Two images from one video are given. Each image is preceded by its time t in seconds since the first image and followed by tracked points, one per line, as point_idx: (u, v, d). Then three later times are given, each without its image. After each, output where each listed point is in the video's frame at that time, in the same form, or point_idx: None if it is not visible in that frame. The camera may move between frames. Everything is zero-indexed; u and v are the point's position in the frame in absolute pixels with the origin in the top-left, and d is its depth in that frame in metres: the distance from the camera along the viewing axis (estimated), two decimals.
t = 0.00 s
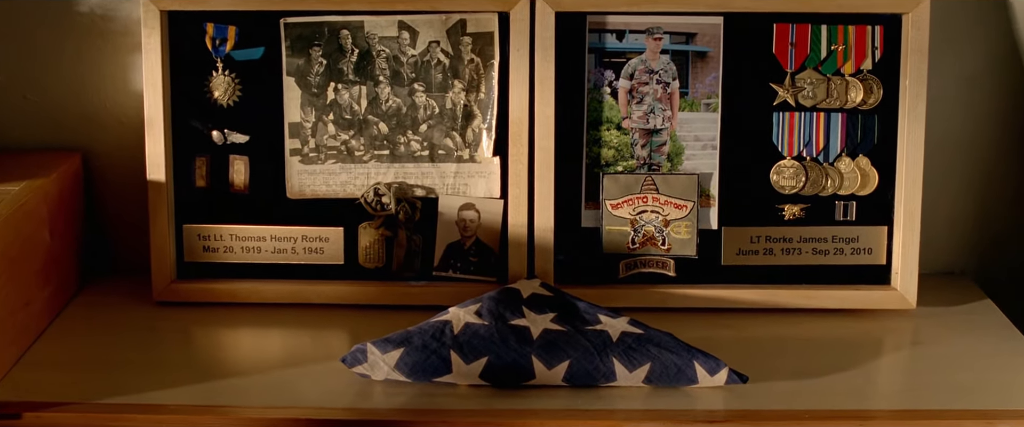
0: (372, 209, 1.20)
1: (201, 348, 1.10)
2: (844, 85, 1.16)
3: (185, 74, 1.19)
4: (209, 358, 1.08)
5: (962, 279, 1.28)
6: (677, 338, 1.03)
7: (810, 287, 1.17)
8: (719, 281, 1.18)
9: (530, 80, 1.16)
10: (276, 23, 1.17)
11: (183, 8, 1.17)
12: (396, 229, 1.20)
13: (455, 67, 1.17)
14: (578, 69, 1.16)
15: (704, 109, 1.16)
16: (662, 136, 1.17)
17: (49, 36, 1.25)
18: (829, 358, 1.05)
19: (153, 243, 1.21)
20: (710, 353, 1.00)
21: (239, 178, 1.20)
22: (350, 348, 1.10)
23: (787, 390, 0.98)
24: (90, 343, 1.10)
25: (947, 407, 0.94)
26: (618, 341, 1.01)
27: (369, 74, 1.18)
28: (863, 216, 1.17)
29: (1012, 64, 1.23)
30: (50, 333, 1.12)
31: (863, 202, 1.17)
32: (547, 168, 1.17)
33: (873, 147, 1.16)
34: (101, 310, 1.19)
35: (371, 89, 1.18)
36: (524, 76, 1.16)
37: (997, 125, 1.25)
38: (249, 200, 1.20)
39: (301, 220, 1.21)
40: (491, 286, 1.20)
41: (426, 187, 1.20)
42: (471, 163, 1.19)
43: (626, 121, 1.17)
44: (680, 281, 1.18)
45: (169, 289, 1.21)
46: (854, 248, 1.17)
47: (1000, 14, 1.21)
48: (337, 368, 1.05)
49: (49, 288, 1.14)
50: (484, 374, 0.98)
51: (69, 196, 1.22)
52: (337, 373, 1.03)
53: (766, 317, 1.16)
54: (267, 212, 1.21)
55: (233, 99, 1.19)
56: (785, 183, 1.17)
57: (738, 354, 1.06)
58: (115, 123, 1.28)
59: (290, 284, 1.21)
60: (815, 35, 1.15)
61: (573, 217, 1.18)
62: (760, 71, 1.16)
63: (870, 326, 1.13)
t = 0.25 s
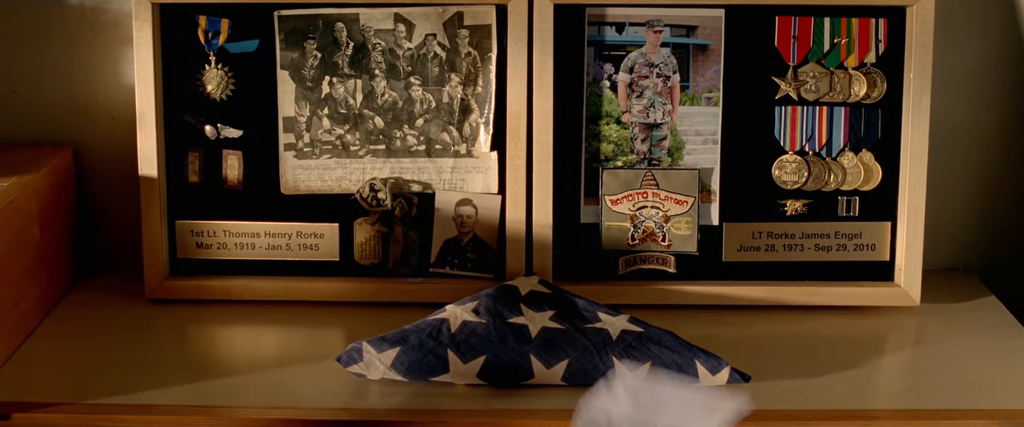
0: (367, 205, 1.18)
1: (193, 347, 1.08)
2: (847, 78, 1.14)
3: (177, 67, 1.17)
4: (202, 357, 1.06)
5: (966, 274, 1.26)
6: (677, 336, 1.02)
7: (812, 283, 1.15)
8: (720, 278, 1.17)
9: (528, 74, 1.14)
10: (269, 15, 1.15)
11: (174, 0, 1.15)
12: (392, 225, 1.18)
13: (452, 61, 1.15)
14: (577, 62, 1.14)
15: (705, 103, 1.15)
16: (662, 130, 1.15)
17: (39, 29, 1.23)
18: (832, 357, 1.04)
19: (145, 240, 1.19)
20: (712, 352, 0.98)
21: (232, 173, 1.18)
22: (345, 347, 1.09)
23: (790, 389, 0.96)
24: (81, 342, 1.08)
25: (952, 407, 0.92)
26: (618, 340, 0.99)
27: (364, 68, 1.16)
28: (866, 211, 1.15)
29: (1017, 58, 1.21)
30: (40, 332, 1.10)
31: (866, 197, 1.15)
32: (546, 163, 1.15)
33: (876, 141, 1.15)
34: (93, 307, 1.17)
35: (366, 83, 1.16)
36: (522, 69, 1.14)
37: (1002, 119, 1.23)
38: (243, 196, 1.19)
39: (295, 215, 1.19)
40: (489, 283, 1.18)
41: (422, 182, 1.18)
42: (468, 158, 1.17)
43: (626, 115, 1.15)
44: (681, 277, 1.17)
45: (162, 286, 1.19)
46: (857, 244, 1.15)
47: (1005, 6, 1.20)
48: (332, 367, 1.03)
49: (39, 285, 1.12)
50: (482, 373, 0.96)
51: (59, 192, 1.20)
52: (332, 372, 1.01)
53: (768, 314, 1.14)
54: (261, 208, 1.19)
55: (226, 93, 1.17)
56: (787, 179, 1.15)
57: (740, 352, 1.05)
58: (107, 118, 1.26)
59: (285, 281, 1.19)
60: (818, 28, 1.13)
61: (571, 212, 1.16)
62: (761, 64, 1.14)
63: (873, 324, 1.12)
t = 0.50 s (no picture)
0: (362, 198, 1.16)
1: (185, 343, 1.06)
2: (849, 70, 1.12)
3: (168, 59, 1.15)
4: (193, 354, 1.04)
5: (968, 269, 1.25)
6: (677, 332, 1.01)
7: (814, 278, 1.14)
8: (720, 273, 1.15)
9: (526, 65, 1.13)
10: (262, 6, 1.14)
11: None
12: (387, 219, 1.17)
13: (448, 53, 1.13)
14: (574, 53, 1.12)
15: (705, 95, 1.13)
16: (662, 123, 1.14)
17: (28, 21, 1.21)
18: (835, 353, 1.02)
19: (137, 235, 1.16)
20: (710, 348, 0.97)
21: (225, 167, 1.16)
22: (339, 343, 1.07)
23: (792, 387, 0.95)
24: (70, 339, 1.06)
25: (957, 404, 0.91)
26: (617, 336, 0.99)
27: (359, 59, 1.14)
28: (868, 205, 1.14)
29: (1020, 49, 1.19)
30: (29, 329, 1.08)
31: (868, 191, 1.13)
32: (544, 156, 1.13)
33: (878, 133, 1.13)
34: (83, 304, 1.15)
35: (361, 75, 1.15)
36: (519, 61, 1.12)
37: (1005, 111, 1.22)
38: (235, 190, 1.17)
39: (289, 210, 1.17)
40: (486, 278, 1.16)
41: (418, 176, 1.16)
42: (464, 151, 1.15)
43: (624, 107, 1.13)
44: (680, 272, 1.15)
45: (153, 281, 1.17)
46: (859, 238, 1.14)
47: None
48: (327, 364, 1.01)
49: (28, 281, 1.10)
50: (478, 371, 0.95)
51: (49, 186, 1.18)
52: (326, 369, 1.00)
53: (768, 309, 1.13)
54: (254, 202, 1.17)
55: (218, 85, 1.15)
56: (788, 172, 1.13)
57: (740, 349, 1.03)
58: (97, 110, 1.24)
59: (278, 276, 1.17)
60: (819, 19, 1.12)
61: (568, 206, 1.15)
62: (762, 56, 1.12)
63: (875, 319, 1.10)
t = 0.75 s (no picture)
0: (357, 192, 1.15)
1: (177, 340, 1.05)
2: (851, 62, 1.10)
3: (159, 51, 1.13)
4: (186, 351, 1.02)
5: (969, 263, 1.24)
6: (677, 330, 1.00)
7: (815, 273, 1.12)
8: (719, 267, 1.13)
9: (523, 57, 1.11)
10: None
11: None
12: (383, 213, 1.15)
13: (444, 44, 1.12)
14: (572, 45, 1.10)
15: (705, 87, 1.11)
16: (661, 115, 1.12)
17: (17, 12, 1.19)
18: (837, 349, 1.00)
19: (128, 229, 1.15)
20: (711, 345, 0.96)
21: (217, 160, 1.14)
22: (334, 339, 1.05)
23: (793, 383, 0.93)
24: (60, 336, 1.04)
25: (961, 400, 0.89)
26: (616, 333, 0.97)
27: (354, 51, 1.13)
28: (870, 199, 1.12)
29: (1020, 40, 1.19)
30: (18, 325, 1.06)
31: (870, 184, 1.12)
32: (542, 150, 1.11)
33: (881, 126, 1.11)
34: (74, 300, 1.13)
35: (355, 67, 1.13)
36: (516, 53, 1.10)
37: (1006, 103, 1.21)
38: (228, 183, 1.15)
39: (282, 204, 1.15)
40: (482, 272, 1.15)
41: (414, 169, 1.15)
42: (460, 143, 1.14)
43: (623, 100, 1.11)
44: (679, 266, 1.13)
45: (145, 277, 1.15)
46: (861, 232, 1.12)
47: None
48: (321, 360, 1.00)
49: (17, 277, 1.09)
50: (475, 368, 0.94)
51: (39, 181, 1.16)
52: (320, 366, 0.98)
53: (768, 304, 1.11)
54: (247, 196, 1.15)
55: (211, 77, 1.13)
56: (789, 165, 1.12)
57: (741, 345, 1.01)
58: (88, 103, 1.22)
59: (272, 271, 1.15)
60: (821, 9, 1.10)
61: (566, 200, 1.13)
62: (763, 47, 1.11)
63: (877, 314, 1.09)
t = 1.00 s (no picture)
0: (352, 187, 1.13)
1: (169, 337, 1.03)
2: (853, 54, 1.09)
3: (151, 43, 1.11)
4: (178, 349, 1.01)
5: (971, 257, 1.22)
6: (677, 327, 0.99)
7: (815, 268, 1.11)
8: (719, 262, 1.12)
9: (520, 50, 1.09)
10: None
11: None
12: (378, 207, 1.14)
13: (440, 36, 1.10)
14: (570, 37, 1.09)
15: (705, 80, 1.10)
16: (661, 108, 1.10)
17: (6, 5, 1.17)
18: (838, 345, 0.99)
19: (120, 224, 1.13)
20: (712, 343, 0.95)
21: (210, 154, 1.13)
22: (329, 336, 1.04)
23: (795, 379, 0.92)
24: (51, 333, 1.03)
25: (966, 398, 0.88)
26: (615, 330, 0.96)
27: (348, 43, 1.11)
28: (871, 193, 1.11)
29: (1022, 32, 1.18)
30: (8, 322, 1.05)
31: (872, 179, 1.11)
32: (539, 143, 1.09)
33: (883, 120, 1.10)
34: (65, 296, 1.12)
35: (350, 60, 1.11)
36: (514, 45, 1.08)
37: (1008, 96, 1.20)
38: (221, 178, 1.13)
39: (276, 199, 1.14)
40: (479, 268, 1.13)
41: (409, 163, 1.13)
42: (457, 137, 1.12)
43: (622, 93, 1.10)
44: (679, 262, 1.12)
45: (137, 273, 1.13)
46: (863, 227, 1.11)
47: None
48: (316, 358, 0.98)
49: (7, 273, 1.07)
50: (471, 365, 0.92)
51: (29, 175, 1.14)
52: (315, 364, 0.96)
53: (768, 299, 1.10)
54: (241, 190, 1.14)
55: (203, 70, 1.11)
56: (790, 159, 1.10)
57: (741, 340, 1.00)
58: (80, 96, 1.20)
59: (265, 267, 1.14)
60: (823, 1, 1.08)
61: (564, 194, 1.12)
62: (764, 40, 1.09)
63: (879, 310, 1.07)
